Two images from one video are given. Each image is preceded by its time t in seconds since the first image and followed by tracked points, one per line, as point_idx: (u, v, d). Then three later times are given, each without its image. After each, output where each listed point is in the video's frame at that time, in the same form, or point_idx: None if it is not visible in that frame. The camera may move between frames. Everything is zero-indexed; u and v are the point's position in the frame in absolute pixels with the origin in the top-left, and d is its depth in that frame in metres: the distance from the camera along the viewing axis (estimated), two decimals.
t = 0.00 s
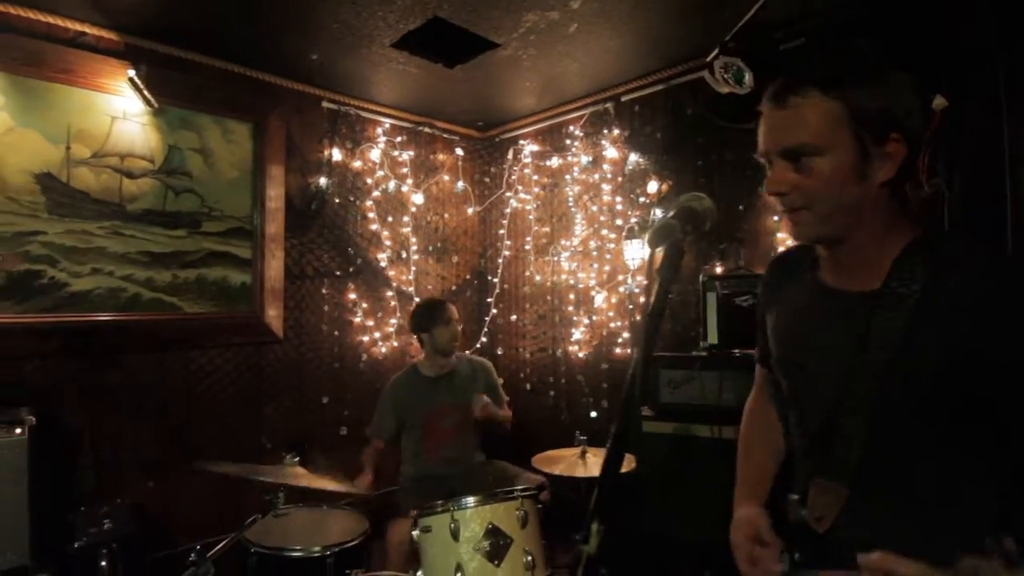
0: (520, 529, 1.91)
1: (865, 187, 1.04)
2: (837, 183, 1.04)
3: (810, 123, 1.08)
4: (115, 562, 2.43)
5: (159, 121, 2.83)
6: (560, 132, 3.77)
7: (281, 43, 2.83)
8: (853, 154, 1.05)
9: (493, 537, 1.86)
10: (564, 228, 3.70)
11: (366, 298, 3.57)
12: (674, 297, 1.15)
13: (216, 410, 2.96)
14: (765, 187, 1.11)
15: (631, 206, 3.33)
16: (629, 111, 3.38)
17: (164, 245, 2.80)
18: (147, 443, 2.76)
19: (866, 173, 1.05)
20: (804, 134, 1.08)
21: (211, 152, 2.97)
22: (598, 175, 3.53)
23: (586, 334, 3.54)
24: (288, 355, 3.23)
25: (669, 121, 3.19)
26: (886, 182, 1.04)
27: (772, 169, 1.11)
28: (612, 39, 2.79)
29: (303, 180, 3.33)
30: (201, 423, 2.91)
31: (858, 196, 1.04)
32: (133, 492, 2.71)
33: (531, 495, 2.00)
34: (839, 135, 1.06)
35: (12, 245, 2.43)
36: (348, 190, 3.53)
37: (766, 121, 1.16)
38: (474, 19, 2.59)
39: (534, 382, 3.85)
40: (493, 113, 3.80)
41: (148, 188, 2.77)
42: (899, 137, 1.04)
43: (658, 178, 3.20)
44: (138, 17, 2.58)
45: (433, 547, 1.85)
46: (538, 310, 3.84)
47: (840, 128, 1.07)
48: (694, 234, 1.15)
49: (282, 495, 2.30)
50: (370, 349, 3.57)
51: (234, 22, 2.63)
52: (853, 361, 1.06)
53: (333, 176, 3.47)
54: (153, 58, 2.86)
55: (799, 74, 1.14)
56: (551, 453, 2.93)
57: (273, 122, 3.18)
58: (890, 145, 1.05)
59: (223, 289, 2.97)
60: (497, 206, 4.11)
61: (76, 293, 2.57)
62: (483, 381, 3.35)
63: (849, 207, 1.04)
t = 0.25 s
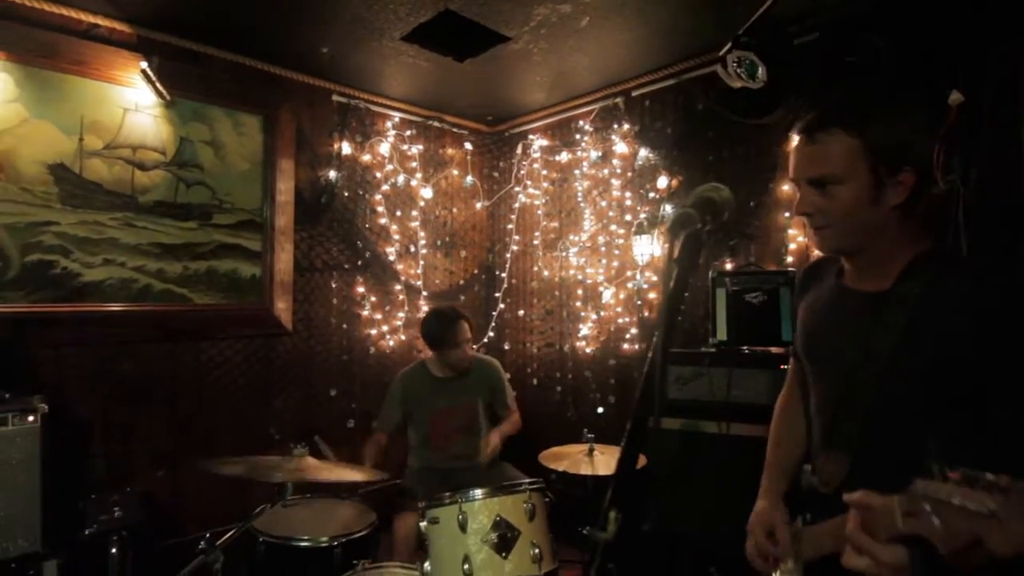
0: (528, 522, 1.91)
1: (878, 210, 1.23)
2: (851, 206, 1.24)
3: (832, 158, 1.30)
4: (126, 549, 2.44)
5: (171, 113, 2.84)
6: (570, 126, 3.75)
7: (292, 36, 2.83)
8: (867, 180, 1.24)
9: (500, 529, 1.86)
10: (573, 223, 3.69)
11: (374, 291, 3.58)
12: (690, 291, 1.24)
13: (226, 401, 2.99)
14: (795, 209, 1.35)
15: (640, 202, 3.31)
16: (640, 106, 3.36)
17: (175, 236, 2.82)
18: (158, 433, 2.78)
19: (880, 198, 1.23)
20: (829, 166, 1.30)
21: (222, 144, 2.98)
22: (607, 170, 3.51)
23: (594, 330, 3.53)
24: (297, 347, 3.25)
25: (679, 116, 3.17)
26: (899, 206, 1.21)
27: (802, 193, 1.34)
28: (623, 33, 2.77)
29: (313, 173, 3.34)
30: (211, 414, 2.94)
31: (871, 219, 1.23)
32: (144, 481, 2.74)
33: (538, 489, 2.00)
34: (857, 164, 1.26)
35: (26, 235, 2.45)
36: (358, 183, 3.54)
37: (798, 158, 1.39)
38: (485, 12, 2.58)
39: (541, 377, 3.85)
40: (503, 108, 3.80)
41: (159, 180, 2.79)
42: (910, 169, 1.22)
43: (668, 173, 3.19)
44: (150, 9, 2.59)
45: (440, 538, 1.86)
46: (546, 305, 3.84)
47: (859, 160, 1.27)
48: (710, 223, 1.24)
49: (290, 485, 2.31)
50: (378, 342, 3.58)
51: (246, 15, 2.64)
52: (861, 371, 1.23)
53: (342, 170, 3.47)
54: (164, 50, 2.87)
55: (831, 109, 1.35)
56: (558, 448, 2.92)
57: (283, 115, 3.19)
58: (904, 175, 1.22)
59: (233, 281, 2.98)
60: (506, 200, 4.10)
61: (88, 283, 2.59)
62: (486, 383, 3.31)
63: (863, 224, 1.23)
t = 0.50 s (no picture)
0: (541, 515, 1.92)
1: (885, 205, 1.60)
2: (859, 204, 1.64)
3: (850, 161, 1.69)
4: (144, 540, 2.48)
5: (185, 107, 2.86)
6: (582, 119, 3.73)
7: (304, 29, 2.84)
8: (877, 179, 1.63)
9: (514, 522, 1.87)
10: (585, 217, 3.68)
11: (386, 285, 3.59)
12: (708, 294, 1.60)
13: (240, 393, 3.01)
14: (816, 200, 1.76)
15: (653, 195, 3.29)
16: (652, 98, 3.33)
17: (189, 230, 2.84)
18: (174, 425, 2.81)
19: (889, 196, 1.60)
20: (847, 167, 1.69)
21: (236, 138, 3.00)
22: (619, 164, 3.49)
23: (605, 324, 3.53)
24: (310, 340, 3.27)
25: (692, 108, 3.15)
26: (905, 203, 1.58)
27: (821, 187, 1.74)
28: (635, 25, 2.74)
29: (325, 167, 3.34)
30: (225, 405, 2.96)
31: (881, 211, 1.60)
32: (161, 472, 2.78)
33: (551, 482, 2.00)
34: (870, 166, 1.65)
35: (43, 228, 2.48)
36: (369, 177, 3.54)
37: (823, 154, 1.79)
38: (497, 4, 2.56)
39: (551, 372, 3.85)
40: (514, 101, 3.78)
41: (174, 174, 2.81)
42: (915, 168, 1.60)
43: (680, 167, 3.16)
44: (164, 3, 2.60)
45: (454, 530, 1.87)
46: (556, 300, 3.83)
47: (873, 161, 1.65)
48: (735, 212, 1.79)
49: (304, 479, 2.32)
50: (390, 336, 3.59)
51: (258, 9, 2.64)
52: (876, 345, 1.55)
53: (354, 164, 3.48)
54: (178, 44, 2.89)
55: (859, 118, 1.71)
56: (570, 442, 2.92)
57: (296, 109, 3.20)
58: (909, 174, 1.60)
59: (246, 275, 3.00)
60: (517, 194, 4.09)
61: (105, 276, 2.62)
62: (500, 376, 3.34)
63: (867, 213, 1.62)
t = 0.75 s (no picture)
0: (555, 508, 1.92)
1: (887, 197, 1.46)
2: (859, 200, 1.48)
3: (851, 153, 1.52)
4: (164, 529, 2.43)
5: (201, 104, 2.89)
6: (595, 114, 3.72)
7: (319, 26, 2.85)
8: (878, 172, 1.47)
9: (528, 514, 1.88)
10: (598, 212, 3.67)
11: (399, 280, 3.61)
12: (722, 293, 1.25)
13: (255, 387, 3.05)
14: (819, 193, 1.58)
15: (666, 190, 3.27)
16: (666, 92, 3.31)
17: (206, 225, 2.88)
18: (191, 418, 2.85)
19: (889, 186, 1.46)
20: (848, 156, 1.52)
21: (252, 135, 3.03)
22: (632, 158, 3.47)
23: (618, 320, 3.52)
24: (324, 335, 3.30)
25: (707, 102, 3.12)
26: (908, 197, 1.44)
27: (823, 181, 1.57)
28: (650, 18, 2.73)
29: (339, 163, 3.37)
30: (241, 398, 3.00)
31: (882, 204, 1.46)
32: (179, 464, 2.82)
33: (566, 475, 2.01)
34: (872, 159, 1.49)
35: (64, 224, 2.53)
36: (383, 172, 3.56)
37: (823, 146, 1.60)
38: None
39: (564, 367, 3.85)
40: (527, 96, 3.78)
41: (191, 170, 2.85)
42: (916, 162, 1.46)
43: (695, 161, 3.14)
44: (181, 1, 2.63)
45: (468, 521, 1.88)
46: (569, 295, 3.83)
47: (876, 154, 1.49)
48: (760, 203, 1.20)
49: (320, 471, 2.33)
50: (403, 330, 3.61)
51: (273, 6, 2.66)
52: (874, 329, 1.42)
53: (368, 160, 3.50)
54: (195, 42, 2.92)
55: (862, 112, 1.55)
56: (583, 436, 2.92)
57: (310, 105, 3.22)
58: (911, 167, 1.46)
59: (262, 270, 3.04)
60: (529, 189, 4.09)
61: (125, 270, 2.66)
62: (510, 360, 3.35)
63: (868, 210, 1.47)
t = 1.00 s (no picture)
0: (562, 505, 1.93)
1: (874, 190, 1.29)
2: (850, 194, 1.31)
3: (840, 146, 1.35)
4: (174, 523, 2.50)
5: (211, 102, 2.91)
6: (603, 112, 3.71)
7: (327, 24, 2.87)
8: (864, 168, 1.31)
9: (536, 511, 1.88)
10: (605, 210, 3.66)
11: (406, 278, 3.62)
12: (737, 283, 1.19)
13: (264, 383, 3.07)
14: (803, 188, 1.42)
15: (674, 188, 3.27)
16: (674, 90, 3.30)
17: (216, 222, 2.90)
18: (200, 413, 2.88)
19: (873, 180, 1.29)
20: (834, 149, 1.36)
21: (261, 132, 3.04)
22: (640, 156, 3.47)
23: (625, 318, 3.52)
24: (331, 331, 3.32)
25: (715, 99, 3.11)
26: (889, 191, 1.27)
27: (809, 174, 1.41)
28: (658, 15, 2.72)
29: (347, 160, 3.38)
30: (249, 394, 3.02)
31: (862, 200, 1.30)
32: (189, 459, 2.85)
33: (573, 473, 2.01)
34: (859, 153, 1.32)
35: (76, 221, 2.55)
36: (390, 170, 3.57)
37: (810, 140, 1.44)
38: None
39: (571, 365, 3.85)
40: (534, 94, 3.78)
41: (201, 168, 2.87)
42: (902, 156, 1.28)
43: (703, 159, 3.13)
44: None
45: (477, 518, 1.89)
46: (576, 293, 3.83)
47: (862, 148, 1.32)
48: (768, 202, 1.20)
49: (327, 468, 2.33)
50: (410, 328, 3.63)
51: (283, 3, 2.68)
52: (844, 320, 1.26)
53: (375, 157, 3.51)
54: (205, 40, 2.94)
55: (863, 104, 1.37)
56: (590, 434, 2.92)
57: (318, 103, 3.23)
58: (897, 162, 1.28)
59: (271, 267, 3.06)
60: (536, 187, 4.09)
61: (135, 267, 2.68)
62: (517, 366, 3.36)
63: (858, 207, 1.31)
